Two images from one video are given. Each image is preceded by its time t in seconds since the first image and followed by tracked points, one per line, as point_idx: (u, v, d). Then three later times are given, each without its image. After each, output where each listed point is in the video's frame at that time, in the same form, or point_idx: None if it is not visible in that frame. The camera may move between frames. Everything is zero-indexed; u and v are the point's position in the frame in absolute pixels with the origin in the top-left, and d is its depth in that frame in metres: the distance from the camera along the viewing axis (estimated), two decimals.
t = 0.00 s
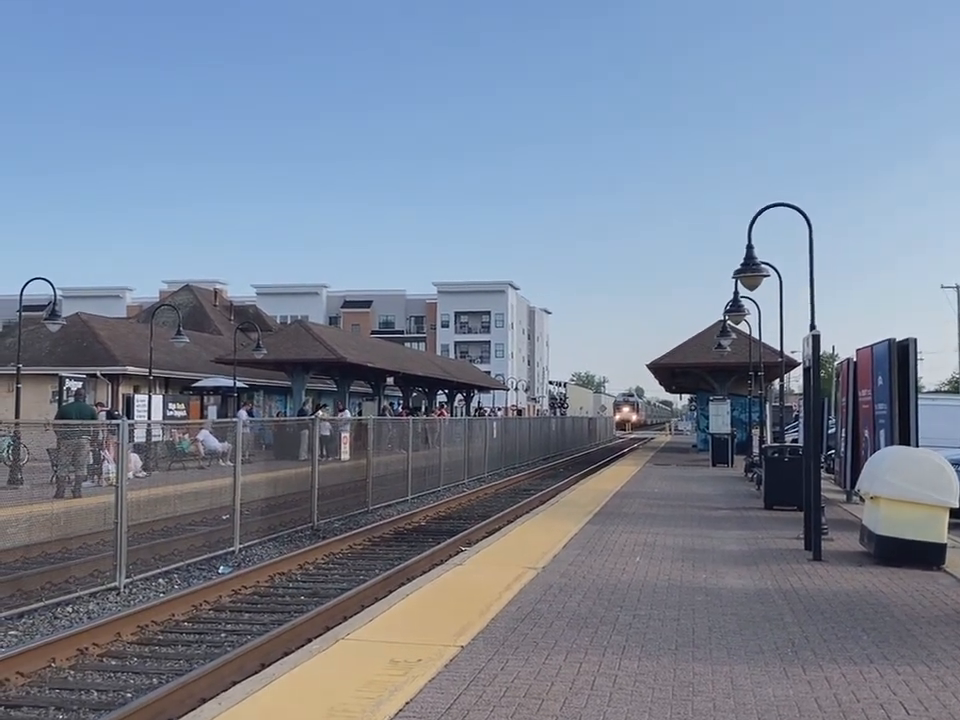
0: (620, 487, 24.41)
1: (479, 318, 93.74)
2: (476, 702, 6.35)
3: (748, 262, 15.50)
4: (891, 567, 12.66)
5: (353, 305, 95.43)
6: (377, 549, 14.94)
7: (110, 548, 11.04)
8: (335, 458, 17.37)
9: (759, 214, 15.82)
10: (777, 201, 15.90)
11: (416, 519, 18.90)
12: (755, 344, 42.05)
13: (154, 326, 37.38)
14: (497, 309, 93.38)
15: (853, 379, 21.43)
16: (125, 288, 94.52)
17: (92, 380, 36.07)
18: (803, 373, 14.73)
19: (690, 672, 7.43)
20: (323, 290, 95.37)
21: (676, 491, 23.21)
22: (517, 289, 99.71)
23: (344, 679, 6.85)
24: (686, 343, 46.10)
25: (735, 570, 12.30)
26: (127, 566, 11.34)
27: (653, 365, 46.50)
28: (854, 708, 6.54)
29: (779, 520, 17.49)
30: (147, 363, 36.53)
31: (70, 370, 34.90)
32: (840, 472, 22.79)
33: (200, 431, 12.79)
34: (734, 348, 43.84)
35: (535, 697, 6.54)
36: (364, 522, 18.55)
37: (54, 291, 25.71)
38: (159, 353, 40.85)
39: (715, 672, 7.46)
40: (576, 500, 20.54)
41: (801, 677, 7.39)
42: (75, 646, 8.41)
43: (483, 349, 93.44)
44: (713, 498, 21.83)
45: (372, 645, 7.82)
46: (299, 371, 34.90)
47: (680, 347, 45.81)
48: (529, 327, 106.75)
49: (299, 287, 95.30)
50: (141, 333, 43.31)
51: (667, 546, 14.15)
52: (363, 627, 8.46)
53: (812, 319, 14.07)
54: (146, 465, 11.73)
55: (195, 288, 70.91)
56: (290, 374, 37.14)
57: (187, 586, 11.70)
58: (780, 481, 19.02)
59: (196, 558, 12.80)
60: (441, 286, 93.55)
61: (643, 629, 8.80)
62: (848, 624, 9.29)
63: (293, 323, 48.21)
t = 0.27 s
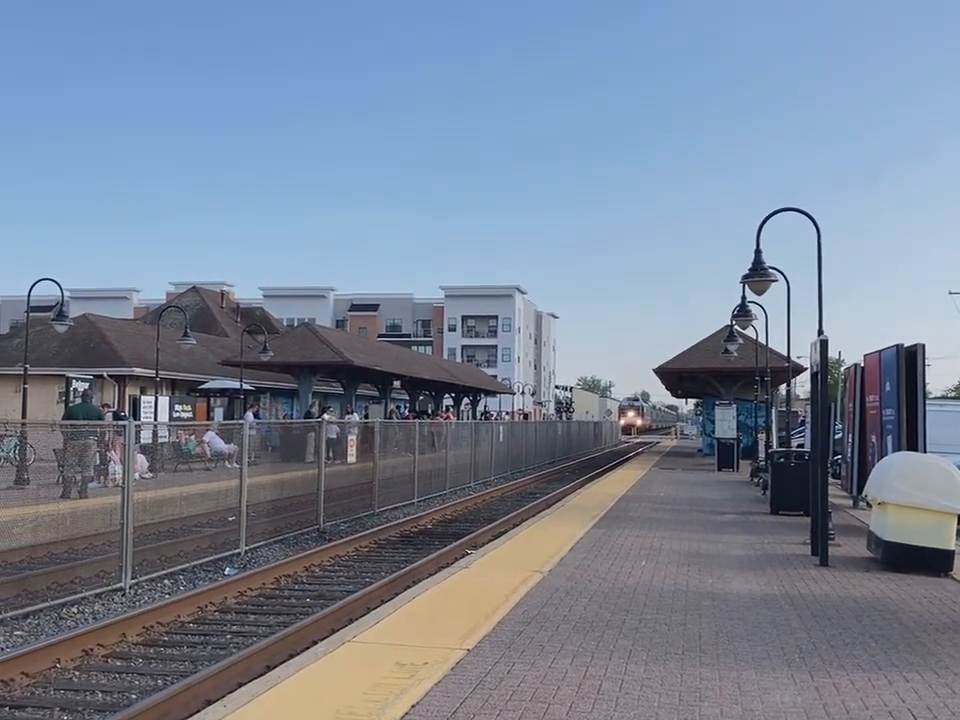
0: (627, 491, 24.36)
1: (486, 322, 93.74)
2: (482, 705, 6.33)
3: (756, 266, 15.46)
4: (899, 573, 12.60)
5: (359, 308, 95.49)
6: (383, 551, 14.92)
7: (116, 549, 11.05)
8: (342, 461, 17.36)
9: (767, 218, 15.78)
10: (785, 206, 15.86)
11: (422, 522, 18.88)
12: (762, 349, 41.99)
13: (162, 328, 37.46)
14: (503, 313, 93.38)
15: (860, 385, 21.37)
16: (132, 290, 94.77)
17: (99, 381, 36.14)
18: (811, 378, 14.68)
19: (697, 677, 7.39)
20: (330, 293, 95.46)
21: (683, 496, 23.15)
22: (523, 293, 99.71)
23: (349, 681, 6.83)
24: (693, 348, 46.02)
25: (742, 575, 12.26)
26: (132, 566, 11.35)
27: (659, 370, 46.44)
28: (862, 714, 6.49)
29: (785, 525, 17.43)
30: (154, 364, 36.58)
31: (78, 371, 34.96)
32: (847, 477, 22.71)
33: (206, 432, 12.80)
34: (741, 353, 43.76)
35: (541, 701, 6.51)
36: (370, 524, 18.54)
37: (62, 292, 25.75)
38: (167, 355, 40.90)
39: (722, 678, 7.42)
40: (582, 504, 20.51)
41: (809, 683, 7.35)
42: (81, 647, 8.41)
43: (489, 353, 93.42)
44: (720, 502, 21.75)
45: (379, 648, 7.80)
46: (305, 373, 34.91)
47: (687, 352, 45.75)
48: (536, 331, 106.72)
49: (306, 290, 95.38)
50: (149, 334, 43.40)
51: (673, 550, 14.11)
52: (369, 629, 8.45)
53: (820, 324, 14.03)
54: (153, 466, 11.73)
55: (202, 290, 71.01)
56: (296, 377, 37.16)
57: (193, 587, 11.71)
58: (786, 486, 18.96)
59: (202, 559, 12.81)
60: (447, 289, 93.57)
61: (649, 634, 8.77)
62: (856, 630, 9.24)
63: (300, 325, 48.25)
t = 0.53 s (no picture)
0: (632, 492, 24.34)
1: (490, 323, 93.75)
2: (489, 705, 6.31)
3: (763, 267, 15.45)
4: (905, 575, 12.58)
5: (364, 308, 95.56)
6: (388, 551, 14.92)
7: (122, 547, 11.05)
8: (346, 460, 17.36)
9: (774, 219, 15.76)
10: (792, 207, 15.84)
11: (427, 521, 18.87)
12: (768, 351, 41.95)
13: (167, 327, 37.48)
14: (508, 314, 93.39)
15: (866, 386, 21.34)
16: (137, 290, 94.89)
17: (104, 380, 36.18)
18: (817, 379, 14.66)
19: (703, 677, 7.39)
20: (335, 294, 95.50)
21: (688, 497, 23.12)
22: (528, 294, 99.72)
23: (355, 680, 6.82)
24: (698, 350, 45.99)
25: (748, 576, 12.24)
26: (138, 564, 11.35)
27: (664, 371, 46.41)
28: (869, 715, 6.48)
29: (791, 527, 17.41)
30: (159, 363, 36.61)
31: (83, 370, 35.01)
32: (853, 479, 22.69)
33: (212, 431, 12.80)
34: (746, 355, 43.73)
35: (547, 700, 6.50)
36: (375, 524, 18.54)
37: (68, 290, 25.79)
38: (171, 354, 40.93)
39: (729, 678, 7.41)
40: (587, 504, 20.50)
41: (815, 683, 7.34)
42: (86, 645, 8.40)
43: (493, 353, 93.43)
44: (724, 504, 21.73)
45: (384, 646, 7.80)
46: (310, 373, 34.92)
47: (692, 353, 45.71)
48: (540, 332, 106.73)
49: (311, 289, 95.43)
50: (154, 334, 43.44)
51: (679, 551, 14.09)
52: (374, 628, 8.43)
53: (827, 326, 14.01)
54: (159, 465, 11.74)
55: (207, 290, 71.05)
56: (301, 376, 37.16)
57: (199, 586, 11.71)
58: (792, 488, 18.93)
59: (208, 558, 12.80)
60: (452, 290, 93.61)
61: (655, 634, 8.75)
62: (862, 631, 9.22)
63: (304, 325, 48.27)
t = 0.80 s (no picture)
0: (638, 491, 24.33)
1: (495, 321, 93.77)
2: (494, 704, 6.33)
3: (769, 267, 15.43)
4: (911, 575, 12.58)
5: (369, 307, 95.62)
6: (394, 550, 14.94)
7: (128, 546, 11.08)
8: (352, 459, 17.39)
9: (780, 219, 15.74)
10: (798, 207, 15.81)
11: (432, 520, 18.90)
12: (773, 350, 41.90)
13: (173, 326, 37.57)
14: (513, 312, 93.40)
15: (872, 386, 21.31)
16: (143, 289, 95.06)
17: (110, 379, 36.26)
18: (823, 379, 14.64)
19: (708, 677, 7.39)
20: (340, 292, 95.57)
21: (693, 496, 23.11)
22: (533, 293, 99.69)
23: (360, 679, 6.83)
24: (703, 348, 45.94)
25: (753, 575, 12.24)
26: (144, 563, 11.38)
27: (669, 370, 46.38)
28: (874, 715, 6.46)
29: (797, 527, 17.40)
30: (165, 362, 36.68)
31: (89, 369, 35.09)
32: (859, 479, 22.66)
33: (218, 430, 12.83)
34: (752, 354, 43.68)
35: (552, 700, 6.51)
36: (380, 523, 18.56)
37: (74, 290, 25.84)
38: (177, 353, 41.01)
39: (734, 678, 7.41)
40: (592, 503, 20.51)
41: (820, 683, 7.33)
42: (93, 643, 8.43)
43: (499, 352, 93.45)
44: (730, 503, 21.71)
45: (391, 646, 7.81)
46: (315, 372, 34.96)
47: (697, 352, 45.69)
48: (546, 331, 106.71)
49: (316, 288, 95.52)
50: (160, 333, 43.53)
51: (684, 551, 14.09)
52: (379, 628, 8.45)
53: (833, 325, 13.99)
54: (165, 464, 11.77)
55: (212, 289, 71.15)
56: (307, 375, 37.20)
57: (204, 584, 11.75)
58: (797, 487, 18.92)
59: (214, 557, 12.83)
60: (457, 289, 93.61)
61: (660, 633, 8.76)
62: (868, 630, 9.22)
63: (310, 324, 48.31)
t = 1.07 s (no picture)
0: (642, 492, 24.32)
1: (500, 322, 93.79)
2: (500, 707, 6.34)
3: (773, 268, 15.43)
4: (916, 576, 12.57)
5: (373, 308, 95.69)
6: (399, 552, 14.97)
7: (134, 548, 11.11)
8: (357, 461, 17.41)
9: (784, 220, 15.74)
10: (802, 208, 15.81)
11: (437, 522, 18.92)
12: (778, 350, 41.88)
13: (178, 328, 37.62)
14: (517, 313, 93.42)
15: (876, 386, 21.29)
16: (147, 291, 95.22)
17: (115, 381, 36.33)
18: (828, 380, 14.63)
19: (714, 679, 7.40)
20: (344, 294, 95.64)
21: (698, 497, 23.10)
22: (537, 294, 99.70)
23: (367, 681, 6.85)
24: (707, 349, 45.92)
25: (759, 577, 12.23)
26: (150, 566, 11.41)
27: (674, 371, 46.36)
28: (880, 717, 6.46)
29: (802, 528, 17.39)
30: (170, 365, 36.73)
31: (94, 371, 35.14)
32: (864, 480, 22.64)
33: (223, 432, 12.83)
34: (757, 354, 43.65)
35: (558, 702, 6.52)
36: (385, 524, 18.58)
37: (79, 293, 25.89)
38: (182, 355, 41.06)
39: (739, 680, 7.42)
40: (597, 505, 20.52)
41: (826, 685, 7.34)
42: (100, 646, 8.46)
43: (503, 353, 93.46)
44: (734, 504, 21.70)
45: (397, 648, 7.83)
46: (320, 373, 34.99)
47: (702, 353, 45.69)
48: (550, 331, 106.71)
49: (320, 290, 95.59)
50: (165, 335, 43.58)
51: (689, 552, 14.10)
52: (385, 630, 8.46)
53: (838, 326, 13.99)
54: (170, 466, 11.79)
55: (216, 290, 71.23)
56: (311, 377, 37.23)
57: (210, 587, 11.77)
58: (802, 488, 18.91)
59: (219, 559, 12.85)
60: (461, 289, 93.64)
61: (666, 636, 8.76)
62: (873, 632, 9.22)
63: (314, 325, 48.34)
